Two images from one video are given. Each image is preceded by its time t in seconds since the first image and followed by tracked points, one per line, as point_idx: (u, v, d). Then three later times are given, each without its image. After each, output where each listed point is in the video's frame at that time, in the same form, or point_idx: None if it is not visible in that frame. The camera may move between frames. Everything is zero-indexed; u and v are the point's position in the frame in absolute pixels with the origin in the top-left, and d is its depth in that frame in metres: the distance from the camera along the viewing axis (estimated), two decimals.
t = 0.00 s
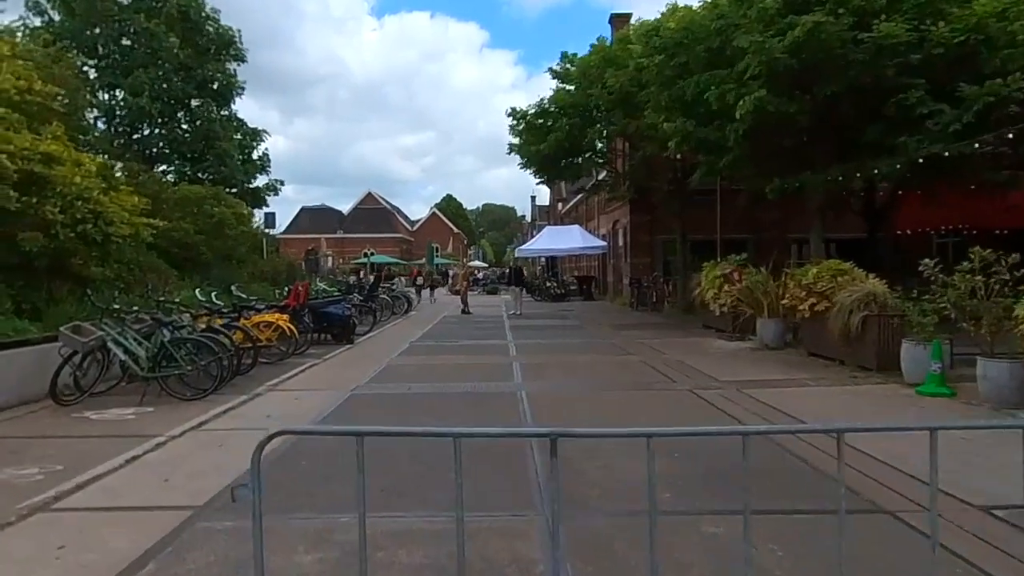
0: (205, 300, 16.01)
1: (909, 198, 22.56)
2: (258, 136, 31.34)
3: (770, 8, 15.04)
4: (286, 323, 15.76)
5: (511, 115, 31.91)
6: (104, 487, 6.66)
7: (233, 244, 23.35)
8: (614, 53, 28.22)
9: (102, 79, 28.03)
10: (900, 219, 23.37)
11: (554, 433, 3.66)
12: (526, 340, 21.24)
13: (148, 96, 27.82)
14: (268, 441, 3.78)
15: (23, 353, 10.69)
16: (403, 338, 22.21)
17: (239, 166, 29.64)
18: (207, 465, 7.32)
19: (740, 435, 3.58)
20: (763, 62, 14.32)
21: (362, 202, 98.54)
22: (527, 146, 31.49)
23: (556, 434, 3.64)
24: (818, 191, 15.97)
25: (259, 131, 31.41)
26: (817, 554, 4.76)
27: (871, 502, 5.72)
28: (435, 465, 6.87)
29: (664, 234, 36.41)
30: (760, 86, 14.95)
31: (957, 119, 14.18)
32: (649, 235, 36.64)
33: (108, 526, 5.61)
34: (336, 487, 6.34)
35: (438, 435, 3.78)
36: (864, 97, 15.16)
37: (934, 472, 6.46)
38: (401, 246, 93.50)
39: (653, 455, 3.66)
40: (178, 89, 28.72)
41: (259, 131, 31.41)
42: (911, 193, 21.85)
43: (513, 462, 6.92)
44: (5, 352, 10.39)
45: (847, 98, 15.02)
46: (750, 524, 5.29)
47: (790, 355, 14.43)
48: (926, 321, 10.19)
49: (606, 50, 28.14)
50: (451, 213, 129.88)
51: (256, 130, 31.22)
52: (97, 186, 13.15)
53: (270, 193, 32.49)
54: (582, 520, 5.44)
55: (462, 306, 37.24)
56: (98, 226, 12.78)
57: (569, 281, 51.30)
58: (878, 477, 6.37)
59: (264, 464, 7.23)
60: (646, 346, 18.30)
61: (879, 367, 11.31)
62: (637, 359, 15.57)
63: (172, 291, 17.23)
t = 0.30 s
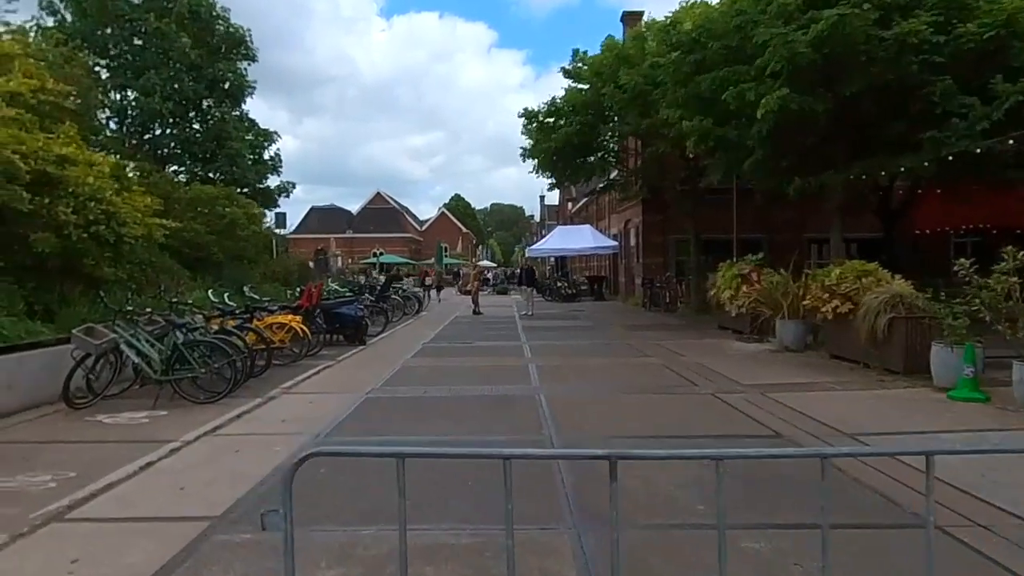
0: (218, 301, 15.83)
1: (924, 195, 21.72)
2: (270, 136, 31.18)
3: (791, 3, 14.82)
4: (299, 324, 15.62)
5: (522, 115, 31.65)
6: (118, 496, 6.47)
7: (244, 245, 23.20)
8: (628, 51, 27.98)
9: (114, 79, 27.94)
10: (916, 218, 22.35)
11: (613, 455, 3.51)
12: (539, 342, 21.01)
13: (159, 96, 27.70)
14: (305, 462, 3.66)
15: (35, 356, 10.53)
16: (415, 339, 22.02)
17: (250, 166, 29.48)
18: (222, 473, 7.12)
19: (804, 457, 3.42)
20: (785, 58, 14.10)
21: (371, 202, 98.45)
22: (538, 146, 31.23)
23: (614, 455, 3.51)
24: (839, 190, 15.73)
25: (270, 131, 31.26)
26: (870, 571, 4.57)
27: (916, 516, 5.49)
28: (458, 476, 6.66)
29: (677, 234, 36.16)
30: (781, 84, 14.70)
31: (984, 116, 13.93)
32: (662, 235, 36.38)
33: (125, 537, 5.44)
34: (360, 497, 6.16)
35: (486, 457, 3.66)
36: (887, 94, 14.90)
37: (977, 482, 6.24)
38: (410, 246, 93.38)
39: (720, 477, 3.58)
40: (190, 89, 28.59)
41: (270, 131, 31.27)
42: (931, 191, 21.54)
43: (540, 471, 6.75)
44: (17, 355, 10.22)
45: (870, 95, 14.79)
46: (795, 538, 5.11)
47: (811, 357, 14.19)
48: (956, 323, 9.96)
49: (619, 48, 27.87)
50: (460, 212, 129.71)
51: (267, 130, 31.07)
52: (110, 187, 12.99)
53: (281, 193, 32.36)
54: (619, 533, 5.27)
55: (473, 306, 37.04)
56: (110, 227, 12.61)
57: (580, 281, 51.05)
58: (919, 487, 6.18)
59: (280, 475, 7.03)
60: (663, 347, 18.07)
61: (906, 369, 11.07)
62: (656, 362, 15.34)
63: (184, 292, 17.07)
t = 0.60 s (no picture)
0: (231, 301, 15.75)
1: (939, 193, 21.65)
2: (281, 136, 31.10)
3: None
4: (310, 324, 15.53)
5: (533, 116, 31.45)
6: (132, 498, 6.37)
7: (255, 245, 23.13)
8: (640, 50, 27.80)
9: (126, 79, 27.94)
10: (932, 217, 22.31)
11: (661, 463, 3.41)
12: (552, 342, 20.87)
13: (171, 96, 27.67)
14: (328, 472, 3.68)
15: (46, 356, 10.42)
16: (427, 339, 21.91)
17: (261, 166, 29.40)
18: (236, 476, 7.01)
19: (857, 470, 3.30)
20: (803, 53, 13.93)
21: (380, 202, 98.47)
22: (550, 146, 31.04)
23: (662, 465, 3.40)
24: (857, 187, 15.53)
25: (281, 131, 31.19)
26: None
27: (955, 523, 5.33)
28: (479, 480, 6.52)
29: (689, 234, 35.96)
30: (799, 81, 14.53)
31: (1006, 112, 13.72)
32: (674, 234, 36.17)
33: (137, 541, 5.31)
34: (380, 500, 6.04)
35: (524, 467, 3.57)
36: (906, 90, 14.71)
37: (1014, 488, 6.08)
38: (420, 246, 93.37)
39: (774, 490, 3.49)
40: (201, 89, 28.54)
41: (281, 131, 31.19)
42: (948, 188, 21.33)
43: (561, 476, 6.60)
44: (30, 354, 10.14)
45: (889, 91, 14.59)
46: (833, 545, 4.96)
47: (831, 359, 13.99)
48: (981, 322, 9.77)
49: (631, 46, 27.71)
50: (470, 212, 129.61)
51: (278, 130, 30.99)
52: (122, 186, 12.92)
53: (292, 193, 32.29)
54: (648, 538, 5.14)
55: (483, 307, 36.89)
56: (122, 226, 12.53)
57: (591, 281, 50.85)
58: (955, 492, 6.01)
59: (295, 478, 6.91)
60: (678, 347, 17.89)
61: (930, 371, 10.89)
62: (671, 363, 15.18)
63: (196, 292, 16.98)
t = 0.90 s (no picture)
0: (244, 301, 15.64)
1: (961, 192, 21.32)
2: (293, 135, 31.00)
3: None
4: (324, 325, 15.41)
5: (546, 115, 31.24)
6: (144, 504, 6.22)
7: (269, 244, 23.02)
8: (655, 47, 27.58)
9: (140, 79, 27.92)
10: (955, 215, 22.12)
11: (717, 484, 3.25)
12: (567, 343, 20.71)
13: (184, 96, 27.61)
14: (356, 486, 3.48)
15: (60, 357, 10.31)
16: (441, 340, 21.78)
17: (275, 166, 29.31)
18: (252, 480, 6.85)
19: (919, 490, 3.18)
20: (825, 49, 13.71)
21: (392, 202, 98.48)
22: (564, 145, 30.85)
23: (720, 485, 3.24)
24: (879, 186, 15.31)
25: (294, 131, 31.11)
26: None
27: (999, 535, 5.13)
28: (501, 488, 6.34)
29: (703, 233, 35.71)
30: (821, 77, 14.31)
31: None
32: (688, 233, 35.93)
33: (153, 549, 5.17)
34: (401, 508, 5.89)
35: (565, 485, 3.39)
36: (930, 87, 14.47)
37: None
38: (432, 246, 93.31)
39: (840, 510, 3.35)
40: (214, 89, 28.48)
41: (294, 131, 31.11)
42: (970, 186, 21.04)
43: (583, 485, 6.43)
44: (42, 355, 10.01)
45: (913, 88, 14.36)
46: (872, 558, 4.77)
47: (853, 361, 13.77)
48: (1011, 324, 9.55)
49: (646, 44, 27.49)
50: (481, 212, 129.46)
51: (291, 130, 30.90)
52: (135, 186, 12.81)
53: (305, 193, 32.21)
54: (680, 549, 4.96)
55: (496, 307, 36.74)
56: (135, 226, 12.42)
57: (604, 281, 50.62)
58: (994, 503, 5.82)
59: (312, 483, 6.75)
60: (695, 348, 17.68)
61: (957, 373, 10.65)
62: (690, 365, 14.98)
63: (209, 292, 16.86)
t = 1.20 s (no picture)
0: (255, 302, 15.56)
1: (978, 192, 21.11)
2: (304, 136, 30.91)
3: None
4: (334, 327, 15.33)
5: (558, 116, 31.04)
6: (154, 510, 6.11)
7: (279, 245, 22.93)
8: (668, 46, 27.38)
9: (151, 80, 27.90)
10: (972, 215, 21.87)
11: (762, 506, 3.09)
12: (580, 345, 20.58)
13: (195, 97, 27.59)
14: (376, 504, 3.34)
15: (70, 359, 10.21)
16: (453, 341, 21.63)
17: (286, 167, 29.23)
18: (262, 486, 6.74)
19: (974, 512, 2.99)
20: (845, 47, 13.51)
21: (402, 202, 98.45)
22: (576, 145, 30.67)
23: (767, 508, 3.07)
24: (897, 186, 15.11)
25: (305, 131, 31.03)
26: None
27: None
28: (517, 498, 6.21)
29: (715, 233, 35.50)
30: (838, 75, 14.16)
31: None
32: (700, 234, 35.72)
33: (164, 558, 5.04)
34: (417, 517, 5.74)
35: (599, 507, 3.22)
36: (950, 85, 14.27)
37: None
38: (442, 247, 93.25)
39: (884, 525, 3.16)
40: (226, 89, 28.42)
41: (305, 131, 31.03)
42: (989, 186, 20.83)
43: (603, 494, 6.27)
44: (52, 357, 9.92)
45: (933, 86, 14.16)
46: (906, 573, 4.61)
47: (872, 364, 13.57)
48: None
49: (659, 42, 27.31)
50: (491, 213, 129.34)
51: (302, 130, 30.83)
52: (146, 186, 12.72)
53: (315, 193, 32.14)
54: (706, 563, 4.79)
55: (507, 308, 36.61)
56: (146, 227, 12.32)
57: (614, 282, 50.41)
58: None
59: (323, 489, 6.63)
60: (709, 350, 17.50)
61: (981, 377, 10.44)
62: (706, 368, 14.82)
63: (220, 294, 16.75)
